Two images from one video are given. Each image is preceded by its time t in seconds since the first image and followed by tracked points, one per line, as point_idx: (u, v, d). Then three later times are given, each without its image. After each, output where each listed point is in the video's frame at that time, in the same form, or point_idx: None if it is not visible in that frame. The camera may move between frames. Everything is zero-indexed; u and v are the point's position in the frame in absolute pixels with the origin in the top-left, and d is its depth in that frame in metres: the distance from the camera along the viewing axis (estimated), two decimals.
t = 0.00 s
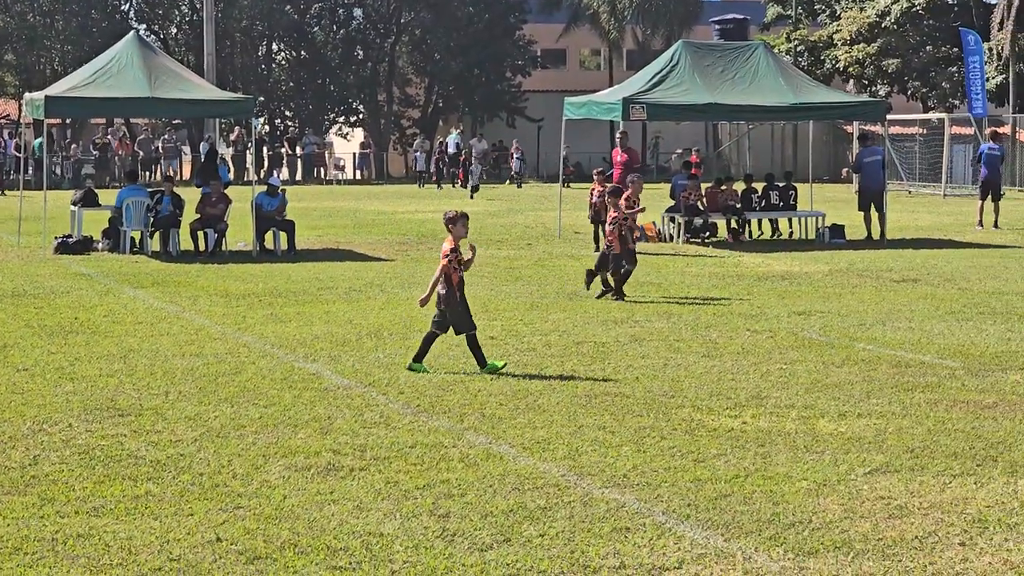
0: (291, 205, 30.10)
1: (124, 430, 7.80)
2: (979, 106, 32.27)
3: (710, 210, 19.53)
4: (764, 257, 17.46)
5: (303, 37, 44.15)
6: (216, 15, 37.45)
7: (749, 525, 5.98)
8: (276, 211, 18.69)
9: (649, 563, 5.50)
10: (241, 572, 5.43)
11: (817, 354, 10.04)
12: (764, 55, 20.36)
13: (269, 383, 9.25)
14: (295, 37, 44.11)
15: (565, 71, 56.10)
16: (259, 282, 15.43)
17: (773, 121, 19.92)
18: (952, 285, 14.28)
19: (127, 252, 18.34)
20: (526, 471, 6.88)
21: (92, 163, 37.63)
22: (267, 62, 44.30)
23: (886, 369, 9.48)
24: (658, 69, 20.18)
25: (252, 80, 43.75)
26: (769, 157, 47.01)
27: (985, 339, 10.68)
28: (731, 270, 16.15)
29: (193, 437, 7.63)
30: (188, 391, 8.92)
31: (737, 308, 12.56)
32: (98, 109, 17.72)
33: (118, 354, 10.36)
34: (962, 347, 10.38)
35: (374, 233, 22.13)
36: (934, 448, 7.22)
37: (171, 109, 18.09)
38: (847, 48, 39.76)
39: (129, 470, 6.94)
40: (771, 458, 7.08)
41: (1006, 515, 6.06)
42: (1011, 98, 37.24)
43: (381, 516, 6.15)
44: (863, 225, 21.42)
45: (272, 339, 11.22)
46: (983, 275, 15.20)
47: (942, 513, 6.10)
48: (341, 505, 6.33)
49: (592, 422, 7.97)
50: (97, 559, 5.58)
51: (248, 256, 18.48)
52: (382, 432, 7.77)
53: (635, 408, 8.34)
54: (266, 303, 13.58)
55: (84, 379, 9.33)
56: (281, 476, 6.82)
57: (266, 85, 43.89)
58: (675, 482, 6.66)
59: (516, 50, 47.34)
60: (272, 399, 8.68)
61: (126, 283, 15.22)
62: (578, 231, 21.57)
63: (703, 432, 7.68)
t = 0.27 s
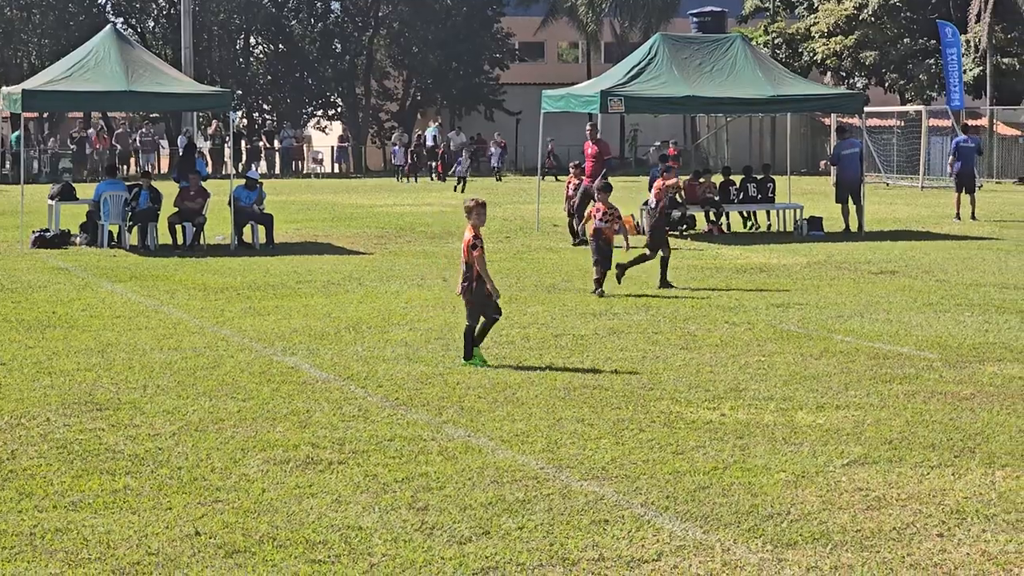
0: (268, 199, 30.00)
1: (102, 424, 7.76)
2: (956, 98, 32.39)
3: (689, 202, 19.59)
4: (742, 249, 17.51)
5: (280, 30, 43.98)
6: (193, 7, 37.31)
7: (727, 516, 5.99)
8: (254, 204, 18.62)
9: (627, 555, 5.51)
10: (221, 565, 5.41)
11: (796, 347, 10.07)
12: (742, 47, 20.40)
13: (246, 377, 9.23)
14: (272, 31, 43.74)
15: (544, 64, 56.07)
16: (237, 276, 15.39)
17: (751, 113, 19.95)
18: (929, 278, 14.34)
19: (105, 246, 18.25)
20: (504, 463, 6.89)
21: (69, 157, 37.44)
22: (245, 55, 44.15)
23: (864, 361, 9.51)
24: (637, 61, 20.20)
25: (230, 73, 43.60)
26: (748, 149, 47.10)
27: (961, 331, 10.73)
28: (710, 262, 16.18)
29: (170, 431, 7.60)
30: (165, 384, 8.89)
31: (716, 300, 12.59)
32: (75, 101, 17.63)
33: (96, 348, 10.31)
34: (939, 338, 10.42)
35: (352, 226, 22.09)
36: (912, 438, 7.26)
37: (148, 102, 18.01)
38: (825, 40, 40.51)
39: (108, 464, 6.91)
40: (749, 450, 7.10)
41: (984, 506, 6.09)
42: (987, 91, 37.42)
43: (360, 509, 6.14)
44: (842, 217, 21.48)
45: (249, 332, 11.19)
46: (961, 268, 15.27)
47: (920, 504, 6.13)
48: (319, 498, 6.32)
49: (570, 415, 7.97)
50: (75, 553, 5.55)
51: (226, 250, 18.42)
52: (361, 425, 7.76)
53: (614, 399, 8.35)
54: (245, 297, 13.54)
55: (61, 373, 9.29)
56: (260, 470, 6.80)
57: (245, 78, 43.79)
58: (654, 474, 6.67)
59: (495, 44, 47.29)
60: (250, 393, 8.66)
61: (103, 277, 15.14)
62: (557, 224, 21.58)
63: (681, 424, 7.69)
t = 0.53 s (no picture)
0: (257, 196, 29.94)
1: (91, 420, 7.74)
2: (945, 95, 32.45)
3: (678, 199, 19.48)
4: (732, 246, 17.52)
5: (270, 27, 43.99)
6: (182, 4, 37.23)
7: (717, 512, 5.99)
8: (243, 199, 18.60)
9: (617, 552, 5.51)
10: (210, 562, 5.40)
11: (785, 343, 10.07)
12: (731, 44, 20.41)
13: (235, 373, 9.22)
14: (261, 28, 43.72)
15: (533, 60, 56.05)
16: (226, 272, 15.36)
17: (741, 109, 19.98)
18: (918, 274, 14.36)
19: (95, 243, 18.21)
20: (494, 460, 6.88)
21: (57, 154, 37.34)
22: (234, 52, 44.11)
23: (853, 357, 9.52)
24: (626, 57, 20.21)
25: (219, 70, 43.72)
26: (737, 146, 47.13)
27: (950, 327, 10.75)
28: (699, 258, 16.20)
29: (160, 427, 7.58)
30: (155, 381, 8.88)
31: (705, 297, 12.59)
32: (62, 99, 17.59)
33: (85, 345, 10.28)
34: (928, 334, 10.44)
35: (341, 223, 22.06)
36: (901, 435, 7.27)
37: (136, 99, 17.97)
38: (813, 37, 40.07)
39: (97, 460, 6.89)
40: (739, 446, 7.10)
41: (973, 502, 6.10)
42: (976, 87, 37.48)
43: (349, 505, 6.13)
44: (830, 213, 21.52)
45: (239, 329, 11.17)
46: (950, 264, 15.29)
47: (909, 500, 6.13)
48: (309, 494, 6.31)
49: (559, 411, 7.97)
50: (64, 550, 5.54)
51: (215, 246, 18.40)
52: (351, 422, 7.75)
53: (603, 396, 8.36)
54: (234, 294, 13.51)
55: (50, 370, 9.27)
56: (249, 466, 6.80)
57: (234, 75, 43.78)
58: (643, 471, 6.67)
59: (484, 40, 47.26)
60: (239, 389, 8.65)
61: (92, 274, 15.10)
62: (547, 221, 21.57)
63: (671, 421, 7.69)
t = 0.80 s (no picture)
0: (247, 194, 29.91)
1: (80, 419, 7.73)
2: (933, 93, 32.51)
3: (667, 195, 19.51)
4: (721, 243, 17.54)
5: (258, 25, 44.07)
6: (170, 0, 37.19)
7: (706, 510, 6.00)
8: (232, 197, 18.57)
9: (606, 549, 5.51)
10: (200, 560, 5.40)
11: (774, 341, 10.08)
12: (720, 42, 20.41)
13: (224, 371, 9.21)
14: (251, 25, 43.85)
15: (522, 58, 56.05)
16: (215, 271, 15.34)
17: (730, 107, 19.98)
18: (907, 272, 14.39)
19: (84, 241, 18.16)
20: (483, 458, 6.88)
21: (46, 152, 37.24)
22: (223, 50, 44.15)
23: (843, 355, 9.53)
24: (615, 55, 20.20)
25: (207, 68, 43.74)
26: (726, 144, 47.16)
27: (939, 324, 10.77)
28: (687, 255, 16.19)
29: (149, 425, 7.57)
30: (144, 379, 8.87)
31: (694, 294, 12.61)
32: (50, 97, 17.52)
33: (73, 343, 10.26)
34: (918, 332, 10.44)
35: (331, 221, 22.03)
36: (890, 432, 7.28)
37: (125, 97, 17.91)
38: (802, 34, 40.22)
39: (86, 459, 6.87)
40: (728, 443, 7.11)
41: (962, 499, 6.12)
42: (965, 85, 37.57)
43: (339, 503, 6.13)
44: (820, 212, 21.53)
45: (228, 327, 11.16)
46: (939, 261, 15.32)
47: (899, 497, 6.15)
48: (298, 492, 6.30)
49: (548, 409, 7.97)
50: (53, 547, 5.53)
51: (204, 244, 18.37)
52: (340, 420, 7.74)
53: (592, 394, 8.36)
54: (223, 291, 13.49)
55: (39, 368, 9.25)
56: (239, 464, 6.79)
57: (223, 73, 43.89)
58: (633, 468, 6.67)
59: (474, 39, 47.25)
60: (230, 387, 8.64)
61: (80, 272, 15.07)
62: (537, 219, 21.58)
63: (660, 419, 7.69)
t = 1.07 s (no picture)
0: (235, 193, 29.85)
1: (68, 418, 7.70)
2: (922, 92, 32.56)
3: (657, 194, 19.42)
4: (710, 242, 17.55)
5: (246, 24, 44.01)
6: None
7: (695, 508, 6.00)
8: (221, 196, 18.51)
9: (595, 548, 5.50)
10: (189, 559, 5.38)
11: (762, 339, 10.09)
12: (709, 41, 20.43)
13: (213, 370, 9.18)
14: (239, 24, 43.90)
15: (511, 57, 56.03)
16: (204, 269, 15.29)
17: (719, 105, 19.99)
18: (895, 270, 14.40)
19: (72, 240, 18.10)
20: (472, 457, 6.87)
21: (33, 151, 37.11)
22: (211, 49, 44.10)
23: (831, 353, 9.54)
24: (604, 54, 20.21)
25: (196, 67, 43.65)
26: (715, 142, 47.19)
27: (927, 323, 10.78)
28: (676, 254, 16.18)
29: (137, 425, 7.55)
30: (132, 378, 8.84)
31: (683, 293, 12.61)
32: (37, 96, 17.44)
33: (62, 343, 10.21)
34: (906, 331, 10.45)
35: (319, 220, 21.99)
36: (878, 431, 7.29)
37: (113, 96, 17.84)
38: (791, 33, 40.44)
39: (74, 458, 6.85)
40: (716, 442, 7.11)
41: (950, 497, 6.13)
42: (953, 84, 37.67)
43: (328, 502, 6.11)
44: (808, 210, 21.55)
45: (216, 326, 11.13)
46: (927, 260, 15.35)
47: (887, 495, 6.15)
48: (287, 492, 6.28)
49: (537, 408, 7.96)
50: (42, 547, 5.51)
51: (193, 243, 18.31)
52: (329, 419, 7.73)
53: (581, 392, 8.35)
54: (211, 291, 13.45)
55: (27, 367, 9.22)
56: (228, 463, 6.77)
57: (211, 72, 43.83)
58: (621, 467, 6.67)
59: (462, 37, 47.22)
60: (219, 386, 8.60)
61: (68, 271, 15.03)
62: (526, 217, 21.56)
63: (649, 417, 7.68)
